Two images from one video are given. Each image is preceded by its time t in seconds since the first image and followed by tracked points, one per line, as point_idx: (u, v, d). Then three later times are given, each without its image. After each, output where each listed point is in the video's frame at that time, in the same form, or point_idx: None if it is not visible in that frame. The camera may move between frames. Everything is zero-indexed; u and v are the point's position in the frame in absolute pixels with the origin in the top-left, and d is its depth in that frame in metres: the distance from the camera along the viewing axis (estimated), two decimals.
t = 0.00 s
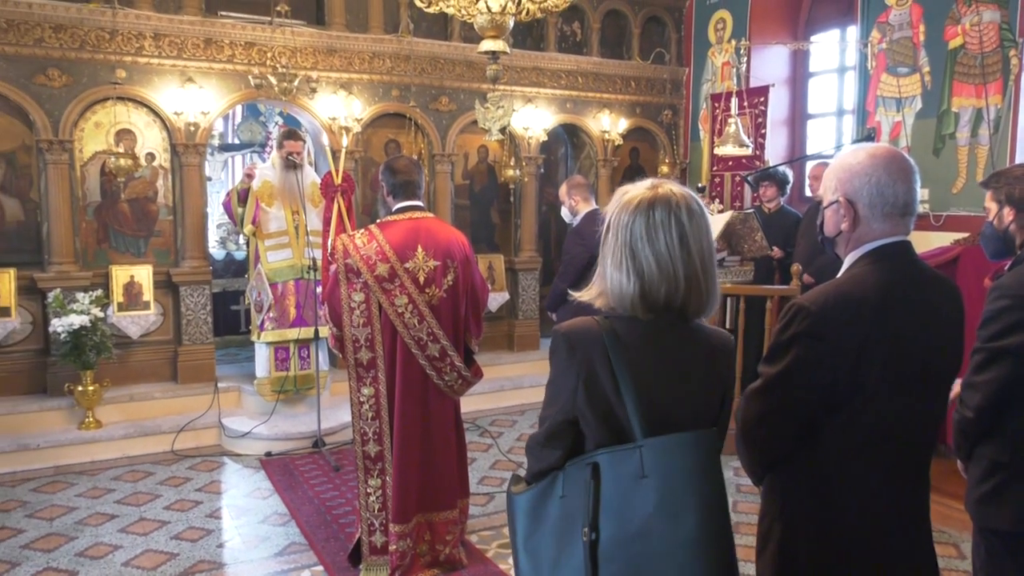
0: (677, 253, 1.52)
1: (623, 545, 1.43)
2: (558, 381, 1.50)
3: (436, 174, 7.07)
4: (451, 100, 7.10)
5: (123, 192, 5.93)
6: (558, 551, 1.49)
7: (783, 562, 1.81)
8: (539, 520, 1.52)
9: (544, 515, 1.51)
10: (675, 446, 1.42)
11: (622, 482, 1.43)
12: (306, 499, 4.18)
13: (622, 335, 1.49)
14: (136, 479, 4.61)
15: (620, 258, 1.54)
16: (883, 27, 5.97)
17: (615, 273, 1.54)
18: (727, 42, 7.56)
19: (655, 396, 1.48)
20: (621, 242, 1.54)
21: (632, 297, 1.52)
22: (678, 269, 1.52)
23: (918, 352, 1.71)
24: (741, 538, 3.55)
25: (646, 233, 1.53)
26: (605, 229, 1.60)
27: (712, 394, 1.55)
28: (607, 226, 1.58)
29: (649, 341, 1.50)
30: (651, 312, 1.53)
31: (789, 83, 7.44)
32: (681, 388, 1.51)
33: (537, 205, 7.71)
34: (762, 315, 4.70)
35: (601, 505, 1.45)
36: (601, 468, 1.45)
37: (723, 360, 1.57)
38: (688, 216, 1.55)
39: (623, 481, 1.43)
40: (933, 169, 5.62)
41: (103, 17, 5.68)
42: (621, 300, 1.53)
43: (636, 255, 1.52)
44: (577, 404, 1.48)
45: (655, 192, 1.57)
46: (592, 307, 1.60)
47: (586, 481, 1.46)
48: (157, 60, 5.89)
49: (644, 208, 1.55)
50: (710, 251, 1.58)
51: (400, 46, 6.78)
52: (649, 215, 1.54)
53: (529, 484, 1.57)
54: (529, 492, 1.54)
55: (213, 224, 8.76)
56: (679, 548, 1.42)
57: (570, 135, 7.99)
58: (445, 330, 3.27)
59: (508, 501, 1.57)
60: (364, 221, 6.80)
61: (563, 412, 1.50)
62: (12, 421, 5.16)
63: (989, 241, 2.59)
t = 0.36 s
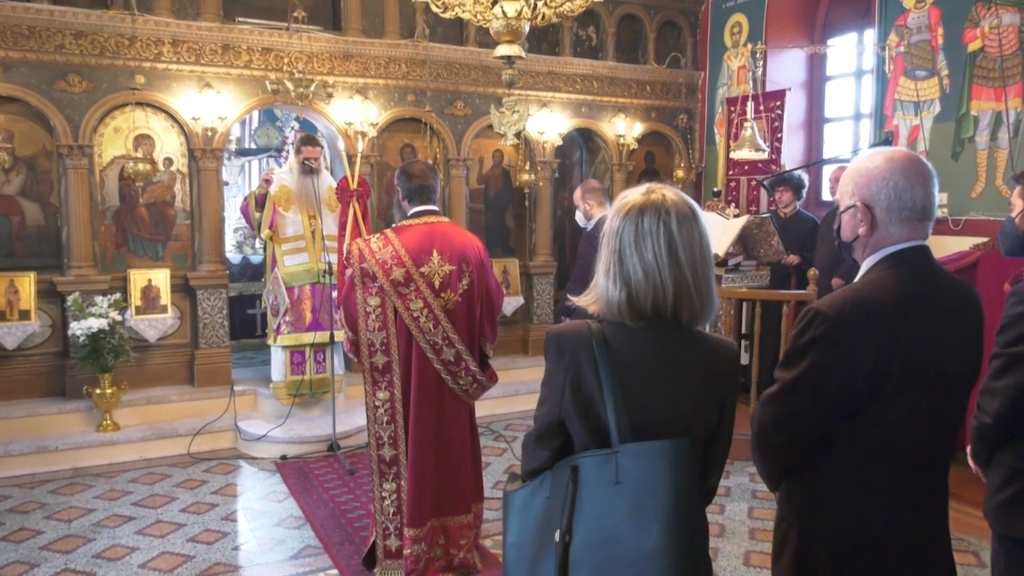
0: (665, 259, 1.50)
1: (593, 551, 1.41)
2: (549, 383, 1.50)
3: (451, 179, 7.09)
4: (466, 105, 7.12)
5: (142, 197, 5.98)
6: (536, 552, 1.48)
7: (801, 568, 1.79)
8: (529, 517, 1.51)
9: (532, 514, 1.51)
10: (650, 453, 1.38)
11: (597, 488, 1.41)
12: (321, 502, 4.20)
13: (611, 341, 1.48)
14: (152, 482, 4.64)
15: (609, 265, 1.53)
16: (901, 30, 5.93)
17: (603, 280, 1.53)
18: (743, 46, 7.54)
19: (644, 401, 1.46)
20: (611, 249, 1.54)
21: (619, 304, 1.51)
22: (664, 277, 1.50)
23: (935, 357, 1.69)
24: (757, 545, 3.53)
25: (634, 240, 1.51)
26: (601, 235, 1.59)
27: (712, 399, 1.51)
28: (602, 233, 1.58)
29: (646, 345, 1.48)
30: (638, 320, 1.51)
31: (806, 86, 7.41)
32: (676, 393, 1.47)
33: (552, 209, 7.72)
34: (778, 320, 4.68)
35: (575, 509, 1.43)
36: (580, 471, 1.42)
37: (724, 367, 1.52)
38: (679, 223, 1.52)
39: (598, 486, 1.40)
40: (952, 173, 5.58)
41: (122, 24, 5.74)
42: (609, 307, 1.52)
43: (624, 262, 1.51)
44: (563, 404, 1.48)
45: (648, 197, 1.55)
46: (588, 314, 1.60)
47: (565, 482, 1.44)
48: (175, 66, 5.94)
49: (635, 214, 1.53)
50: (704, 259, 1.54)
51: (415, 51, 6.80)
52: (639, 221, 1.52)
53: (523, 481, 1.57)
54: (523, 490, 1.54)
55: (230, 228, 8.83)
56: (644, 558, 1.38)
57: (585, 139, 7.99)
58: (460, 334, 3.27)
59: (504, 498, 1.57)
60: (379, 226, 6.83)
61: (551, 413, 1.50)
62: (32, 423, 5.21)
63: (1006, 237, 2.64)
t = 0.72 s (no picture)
0: (658, 262, 1.50)
1: (582, 555, 1.39)
2: (547, 386, 1.51)
3: (461, 182, 7.10)
4: (475, 108, 7.13)
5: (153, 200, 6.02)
6: (531, 555, 1.47)
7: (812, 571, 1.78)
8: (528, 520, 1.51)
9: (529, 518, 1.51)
10: (637, 457, 1.36)
11: (587, 491, 1.39)
12: (330, 504, 4.21)
13: (606, 343, 1.47)
14: (163, 483, 4.66)
15: (603, 269, 1.54)
16: (913, 33, 5.90)
17: (597, 284, 1.53)
18: (752, 49, 7.52)
19: (640, 403, 1.45)
20: (605, 252, 1.54)
21: (613, 307, 1.51)
22: (657, 280, 1.49)
23: (942, 360, 1.67)
24: (766, 549, 3.51)
25: (628, 243, 1.52)
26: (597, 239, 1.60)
27: (712, 403, 1.50)
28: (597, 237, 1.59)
29: (646, 347, 1.47)
30: (632, 323, 1.50)
31: (816, 89, 7.38)
32: (676, 396, 1.46)
33: (561, 212, 7.72)
34: (788, 323, 4.66)
35: (565, 513, 1.41)
36: (571, 474, 1.41)
37: (722, 371, 1.51)
38: (671, 225, 1.52)
39: (587, 490, 1.39)
40: (963, 176, 5.54)
41: (134, 28, 5.77)
42: (602, 310, 1.52)
43: (617, 266, 1.52)
44: (558, 406, 1.48)
45: (642, 200, 1.56)
46: (584, 318, 1.60)
47: (557, 485, 1.43)
48: (187, 70, 5.97)
49: (628, 218, 1.54)
50: (698, 261, 1.53)
51: (425, 54, 6.82)
52: (633, 225, 1.53)
53: (525, 484, 1.58)
54: (521, 492, 1.54)
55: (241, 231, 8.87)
56: (630, 563, 1.35)
57: (595, 142, 7.99)
58: (469, 337, 3.27)
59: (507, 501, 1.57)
60: (389, 228, 6.85)
61: (548, 416, 1.50)
62: (44, 425, 5.25)
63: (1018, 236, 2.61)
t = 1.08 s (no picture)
0: (669, 267, 1.50)
1: (597, 564, 1.39)
2: (558, 393, 1.50)
3: (471, 185, 7.12)
4: (485, 111, 7.14)
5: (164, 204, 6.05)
6: (543, 565, 1.46)
7: None
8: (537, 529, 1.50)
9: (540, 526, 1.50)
10: (652, 466, 1.36)
11: (601, 500, 1.39)
12: (340, 507, 4.21)
13: (615, 350, 1.47)
14: (174, 485, 4.68)
15: (614, 274, 1.54)
16: (924, 35, 5.88)
17: (608, 289, 1.54)
18: (763, 51, 7.48)
19: (650, 411, 1.44)
20: (616, 257, 1.54)
21: (624, 311, 1.51)
22: (668, 284, 1.49)
23: (953, 364, 1.66)
24: (777, 553, 3.50)
25: (639, 248, 1.52)
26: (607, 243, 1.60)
27: (724, 408, 1.49)
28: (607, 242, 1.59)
29: (658, 352, 1.47)
30: (643, 329, 1.50)
31: (827, 92, 7.36)
32: (688, 403, 1.46)
33: (571, 215, 7.72)
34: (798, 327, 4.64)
35: (579, 522, 1.41)
36: (584, 484, 1.41)
37: (735, 376, 1.51)
38: (682, 229, 1.53)
39: (602, 499, 1.39)
40: (975, 179, 5.52)
41: (147, 32, 5.81)
42: (613, 315, 1.52)
43: (628, 271, 1.52)
44: (568, 415, 1.48)
45: (653, 205, 1.56)
46: (594, 323, 1.60)
47: (570, 494, 1.43)
48: (198, 74, 6.01)
49: (639, 222, 1.54)
50: (709, 266, 1.53)
51: (435, 58, 6.84)
52: (644, 229, 1.53)
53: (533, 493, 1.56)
54: (530, 500, 1.52)
55: (252, 234, 8.92)
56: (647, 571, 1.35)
57: (604, 146, 8.00)
58: (479, 340, 3.27)
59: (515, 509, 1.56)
60: (398, 232, 6.87)
61: (560, 424, 1.50)
62: (56, 427, 5.28)
63: None
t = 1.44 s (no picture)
0: (698, 271, 1.49)
1: (622, 571, 1.38)
2: (579, 398, 1.49)
3: (480, 188, 7.12)
4: (495, 114, 7.15)
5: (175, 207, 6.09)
6: (567, 570, 1.47)
7: None
8: (560, 533, 1.51)
9: (562, 530, 1.51)
10: (678, 473, 1.35)
11: (626, 506, 1.38)
12: (350, 509, 4.22)
13: (639, 354, 1.47)
14: (184, 487, 4.70)
15: (641, 277, 1.51)
16: (936, 37, 5.85)
17: (635, 292, 1.51)
18: (774, 54, 7.47)
19: (671, 416, 1.44)
20: (641, 260, 1.53)
21: (653, 315, 1.49)
22: (698, 288, 1.49)
23: (967, 367, 1.65)
24: (788, 558, 3.48)
25: (668, 251, 1.50)
26: (629, 246, 1.57)
27: (742, 413, 1.49)
28: (631, 244, 1.56)
29: (674, 357, 1.47)
30: (670, 333, 1.49)
31: (838, 94, 7.34)
32: (707, 409, 1.45)
33: (580, 218, 7.71)
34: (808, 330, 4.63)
35: (603, 528, 1.41)
36: (608, 489, 1.41)
37: (754, 381, 1.51)
38: (710, 233, 1.52)
39: (627, 505, 1.38)
40: (987, 182, 5.49)
41: (158, 36, 5.85)
42: (641, 319, 1.50)
43: (657, 274, 1.50)
44: (592, 421, 1.47)
45: (678, 208, 1.55)
46: (615, 327, 1.58)
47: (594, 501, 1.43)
48: (209, 78, 6.04)
49: (667, 225, 1.52)
50: (734, 270, 1.54)
51: (444, 61, 6.85)
52: (673, 233, 1.52)
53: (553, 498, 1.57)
54: (552, 506, 1.54)
55: (262, 237, 8.95)
56: None
57: (614, 148, 7.99)
58: (489, 343, 3.28)
59: (534, 515, 1.57)
60: (408, 234, 6.88)
61: (582, 430, 1.49)
62: (67, 428, 5.31)
63: None
